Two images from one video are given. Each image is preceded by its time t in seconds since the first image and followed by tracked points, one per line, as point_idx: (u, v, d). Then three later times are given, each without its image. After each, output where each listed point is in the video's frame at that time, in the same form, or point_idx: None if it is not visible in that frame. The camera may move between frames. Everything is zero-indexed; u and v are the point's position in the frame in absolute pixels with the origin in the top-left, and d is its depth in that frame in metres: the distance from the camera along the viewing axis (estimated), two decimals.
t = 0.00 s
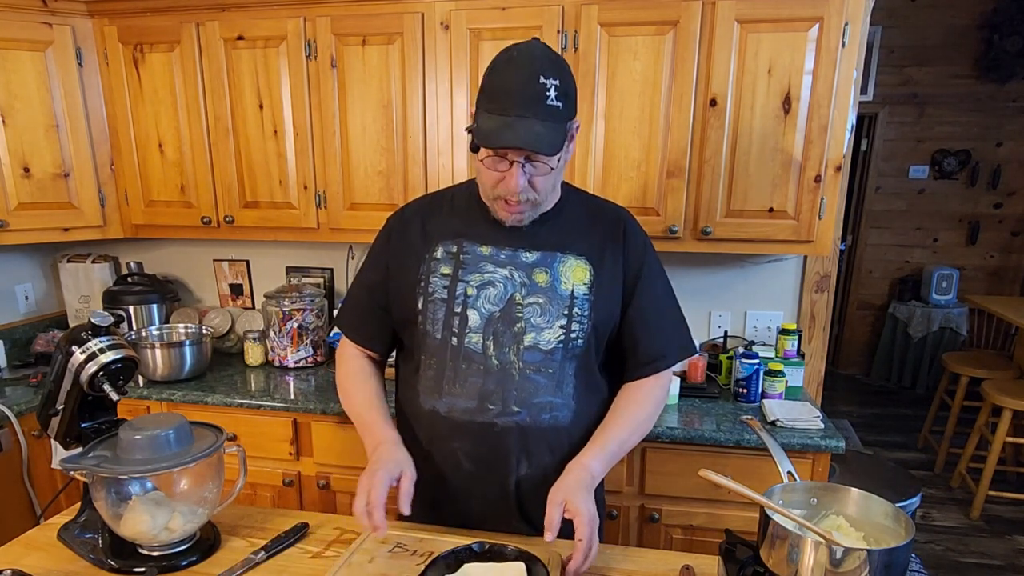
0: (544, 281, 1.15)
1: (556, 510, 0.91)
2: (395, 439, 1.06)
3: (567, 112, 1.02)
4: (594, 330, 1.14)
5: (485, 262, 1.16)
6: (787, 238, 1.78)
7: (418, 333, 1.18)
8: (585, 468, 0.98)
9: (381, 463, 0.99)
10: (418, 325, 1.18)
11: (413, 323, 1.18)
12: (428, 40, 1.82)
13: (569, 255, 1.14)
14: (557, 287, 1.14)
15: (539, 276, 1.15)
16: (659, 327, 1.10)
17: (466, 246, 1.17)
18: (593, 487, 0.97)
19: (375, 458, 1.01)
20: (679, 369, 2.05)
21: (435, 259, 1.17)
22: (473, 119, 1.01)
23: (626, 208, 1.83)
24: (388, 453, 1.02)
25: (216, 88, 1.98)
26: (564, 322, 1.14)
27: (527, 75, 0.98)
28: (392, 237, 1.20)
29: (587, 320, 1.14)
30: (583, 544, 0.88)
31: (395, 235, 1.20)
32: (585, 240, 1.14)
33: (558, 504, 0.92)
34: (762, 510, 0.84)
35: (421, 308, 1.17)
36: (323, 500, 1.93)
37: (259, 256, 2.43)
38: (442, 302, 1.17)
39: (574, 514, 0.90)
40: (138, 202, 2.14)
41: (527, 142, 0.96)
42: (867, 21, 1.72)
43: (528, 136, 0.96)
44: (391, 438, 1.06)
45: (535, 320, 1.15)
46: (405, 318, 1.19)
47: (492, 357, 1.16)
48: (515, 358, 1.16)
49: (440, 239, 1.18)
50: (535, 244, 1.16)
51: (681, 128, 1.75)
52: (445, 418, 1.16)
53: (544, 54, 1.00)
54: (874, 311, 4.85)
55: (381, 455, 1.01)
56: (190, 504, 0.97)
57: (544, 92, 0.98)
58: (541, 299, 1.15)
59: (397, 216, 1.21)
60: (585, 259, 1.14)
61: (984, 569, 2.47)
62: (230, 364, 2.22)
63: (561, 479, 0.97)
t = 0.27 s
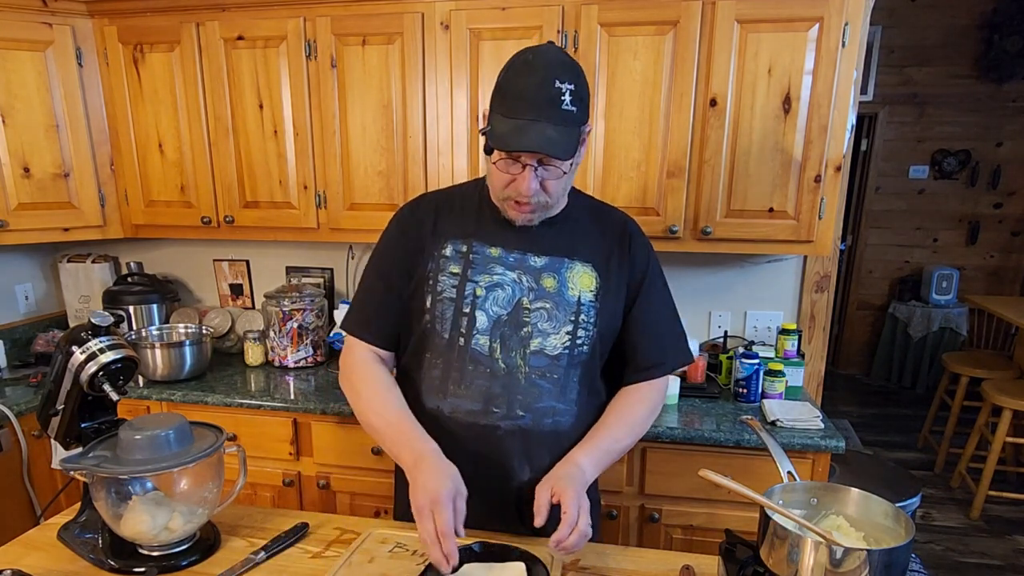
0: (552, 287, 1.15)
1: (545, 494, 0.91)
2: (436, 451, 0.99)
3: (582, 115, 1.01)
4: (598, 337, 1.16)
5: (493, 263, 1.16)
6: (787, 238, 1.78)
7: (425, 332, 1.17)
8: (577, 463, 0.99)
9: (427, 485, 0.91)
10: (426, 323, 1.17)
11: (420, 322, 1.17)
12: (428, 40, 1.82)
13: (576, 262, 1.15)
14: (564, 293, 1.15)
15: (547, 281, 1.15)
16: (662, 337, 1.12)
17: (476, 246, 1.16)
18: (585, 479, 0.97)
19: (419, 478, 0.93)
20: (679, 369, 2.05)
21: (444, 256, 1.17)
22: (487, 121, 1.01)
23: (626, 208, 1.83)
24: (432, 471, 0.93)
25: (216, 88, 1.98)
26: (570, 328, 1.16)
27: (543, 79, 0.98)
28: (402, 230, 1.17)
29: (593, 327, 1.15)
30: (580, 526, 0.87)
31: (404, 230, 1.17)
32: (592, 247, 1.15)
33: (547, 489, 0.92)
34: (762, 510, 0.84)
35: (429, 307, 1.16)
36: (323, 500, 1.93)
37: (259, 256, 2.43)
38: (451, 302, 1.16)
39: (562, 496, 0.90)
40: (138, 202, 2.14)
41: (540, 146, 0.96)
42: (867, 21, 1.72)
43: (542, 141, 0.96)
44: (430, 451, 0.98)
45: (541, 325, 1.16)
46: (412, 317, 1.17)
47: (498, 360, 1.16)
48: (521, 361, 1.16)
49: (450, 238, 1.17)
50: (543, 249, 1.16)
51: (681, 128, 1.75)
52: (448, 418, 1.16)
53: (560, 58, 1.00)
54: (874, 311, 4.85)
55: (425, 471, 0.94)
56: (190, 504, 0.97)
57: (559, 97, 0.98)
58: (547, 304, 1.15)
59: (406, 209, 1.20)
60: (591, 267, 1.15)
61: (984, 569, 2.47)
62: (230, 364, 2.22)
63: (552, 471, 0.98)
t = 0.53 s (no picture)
0: (560, 290, 1.15)
1: (534, 485, 0.92)
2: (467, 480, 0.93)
3: (590, 95, 1.02)
4: (605, 340, 1.17)
5: (504, 264, 1.15)
6: (787, 238, 1.78)
7: (435, 332, 1.15)
8: (575, 456, 0.99)
9: (452, 519, 0.85)
10: (436, 323, 1.15)
11: (430, 322, 1.15)
12: (428, 40, 1.82)
13: (583, 265, 1.15)
14: (573, 296, 1.15)
15: (556, 284, 1.15)
16: (662, 340, 1.15)
17: (486, 247, 1.15)
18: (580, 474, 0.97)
19: (444, 510, 0.87)
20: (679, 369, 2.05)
21: (455, 256, 1.15)
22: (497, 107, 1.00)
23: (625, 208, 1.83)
24: (458, 504, 0.88)
25: (216, 88, 1.98)
26: (579, 331, 1.16)
27: (551, 61, 0.98)
28: (411, 227, 1.14)
29: (600, 330, 1.16)
30: (564, 518, 0.88)
31: (415, 226, 1.14)
32: (598, 251, 1.16)
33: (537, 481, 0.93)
34: (762, 510, 0.84)
35: (440, 307, 1.15)
36: (323, 500, 1.93)
37: (259, 257, 2.43)
38: (462, 302, 1.15)
39: (549, 488, 0.91)
40: (138, 202, 2.14)
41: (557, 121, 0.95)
42: (867, 21, 1.72)
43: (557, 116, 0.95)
44: (458, 480, 0.92)
45: (551, 327, 1.16)
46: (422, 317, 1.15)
47: (509, 363, 1.15)
48: (532, 364, 1.15)
49: (460, 238, 1.16)
50: (553, 251, 1.15)
51: (681, 128, 1.75)
52: (458, 420, 1.15)
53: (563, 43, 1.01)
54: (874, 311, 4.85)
55: (451, 502, 0.88)
56: (189, 504, 0.97)
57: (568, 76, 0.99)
58: (556, 307, 1.15)
59: (414, 204, 1.17)
60: (598, 269, 1.16)
61: (984, 569, 2.47)
62: (230, 364, 2.22)
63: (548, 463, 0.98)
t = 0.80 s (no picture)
0: (565, 289, 1.15)
1: (535, 488, 0.92)
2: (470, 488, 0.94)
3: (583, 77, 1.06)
4: (611, 339, 1.17)
5: (509, 264, 1.15)
6: (787, 237, 1.78)
7: (439, 332, 1.15)
8: (578, 457, 0.99)
9: (452, 524, 0.86)
10: (440, 324, 1.15)
11: (435, 322, 1.15)
12: (428, 40, 1.82)
13: (588, 263, 1.16)
14: (578, 295, 1.15)
15: (560, 283, 1.15)
16: (664, 340, 1.15)
17: (491, 246, 1.15)
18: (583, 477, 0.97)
19: (445, 517, 0.88)
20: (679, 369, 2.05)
21: (459, 255, 1.15)
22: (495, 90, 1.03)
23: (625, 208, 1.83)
24: (459, 512, 0.88)
25: (216, 88, 1.98)
26: (584, 330, 1.16)
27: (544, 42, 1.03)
28: (415, 227, 1.14)
29: (605, 329, 1.16)
30: (560, 520, 0.88)
31: (418, 225, 1.14)
32: (603, 250, 1.16)
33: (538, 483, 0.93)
34: (762, 510, 0.84)
35: (444, 306, 1.15)
36: (323, 500, 1.93)
37: (260, 256, 2.43)
38: (467, 302, 1.15)
39: (549, 490, 0.91)
40: (138, 202, 2.14)
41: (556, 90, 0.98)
42: (867, 21, 1.72)
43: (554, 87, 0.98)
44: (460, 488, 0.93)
45: (556, 327, 1.16)
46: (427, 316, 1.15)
47: (516, 362, 1.15)
48: (538, 363, 1.15)
49: (464, 237, 1.16)
50: (557, 251, 1.16)
51: (681, 128, 1.75)
52: (464, 420, 1.15)
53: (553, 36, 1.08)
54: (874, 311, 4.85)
55: (453, 509, 0.88)
56: (189, 504, 0.97)
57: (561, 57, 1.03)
58: (561, 306, 1.15)
59: (416, 204, 1.17)
60: (603, 269, 1.16)
61: (984, 569, 2.47)
62: (230, 364, 2.22)
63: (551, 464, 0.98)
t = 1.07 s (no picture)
0: (563, 290, 1.15)
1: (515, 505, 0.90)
2: (469, 488, 0.94)
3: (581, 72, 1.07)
4: (610, 340, 1.16)
5: (506, 266, 1.15)
6: (787, 238, 1.78)
7: (437, 335, 1.15)
8: (567, 470, 0.97)
9: (451, 524, 0.86)
10: (437, 327, 1.15)
11: (432, 325, 1.15)
12: (428, 40, 1.82)
13: (586, 264, 1.15)
14: (576, 296, 1.15)
15: (558, 284, 1.15)
16: (666, 340, 1.13)
17: (488, 248, 1.15)
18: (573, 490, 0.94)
19: (444, 516, 0.88)
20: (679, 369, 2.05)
21: (456, 258, 1.15)
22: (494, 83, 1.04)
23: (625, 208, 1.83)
24: (458, 511, 0.88)
25: (216, 88, 1.98)
26: (582, 331, 1.16)
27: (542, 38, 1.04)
28: (413, 229, 1.14)
29: (603, 330, 1.16)
30: (536, 533, 0.86)
31: (417, 228, 1.14)
32: (601, 250, 1.16)
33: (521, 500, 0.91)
34: (762, 510, 0.84)
35: (441, 310, 1.14)
36: (323, 500, 1.93)
37: (260, 256, 2.43)
38: (464, 305, 1.15)
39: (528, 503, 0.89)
40: (138, 202, 2.14)
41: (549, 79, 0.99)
42: (867, 21, 1.72)
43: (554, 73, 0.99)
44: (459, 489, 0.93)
45: (553, 329, 1.16)
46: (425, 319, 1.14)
47: (513, 364, 1.15)
48: (535, 365, 1.15)
49: (461, 240, 1.16)
50: (555, 252, 1.16)
51: (681, 128, 1.75)
52: (462, 423, 1.15)
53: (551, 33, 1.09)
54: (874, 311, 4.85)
55: (451, 510, 0.89)
56: (190, 504, 0.97)
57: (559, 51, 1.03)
58: (559, 308, 1.15)
59: (415, 207, 1.17)
60: (601, 269, 1.15)
61: (984, 569, 2.47)
62: (230, 364, 2.22)
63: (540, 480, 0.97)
